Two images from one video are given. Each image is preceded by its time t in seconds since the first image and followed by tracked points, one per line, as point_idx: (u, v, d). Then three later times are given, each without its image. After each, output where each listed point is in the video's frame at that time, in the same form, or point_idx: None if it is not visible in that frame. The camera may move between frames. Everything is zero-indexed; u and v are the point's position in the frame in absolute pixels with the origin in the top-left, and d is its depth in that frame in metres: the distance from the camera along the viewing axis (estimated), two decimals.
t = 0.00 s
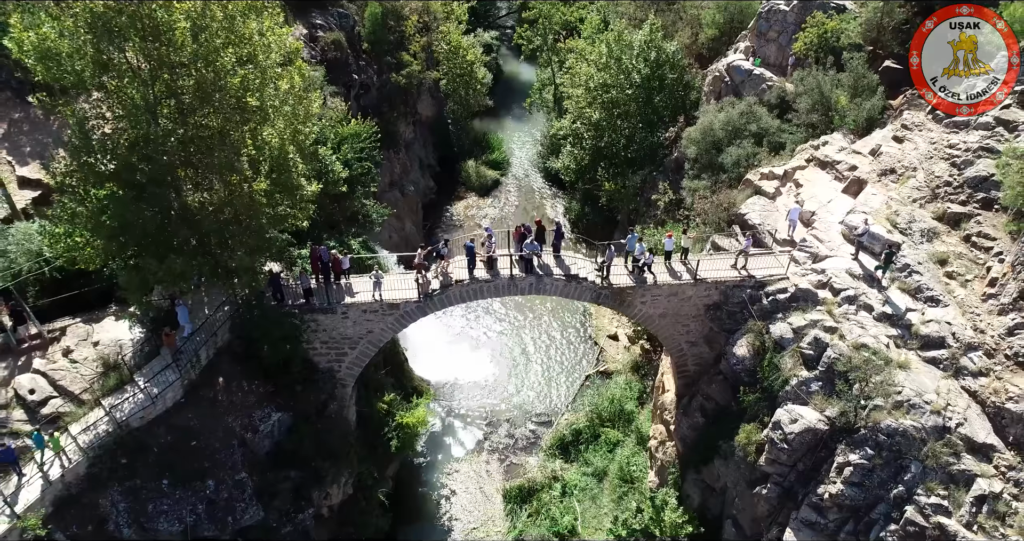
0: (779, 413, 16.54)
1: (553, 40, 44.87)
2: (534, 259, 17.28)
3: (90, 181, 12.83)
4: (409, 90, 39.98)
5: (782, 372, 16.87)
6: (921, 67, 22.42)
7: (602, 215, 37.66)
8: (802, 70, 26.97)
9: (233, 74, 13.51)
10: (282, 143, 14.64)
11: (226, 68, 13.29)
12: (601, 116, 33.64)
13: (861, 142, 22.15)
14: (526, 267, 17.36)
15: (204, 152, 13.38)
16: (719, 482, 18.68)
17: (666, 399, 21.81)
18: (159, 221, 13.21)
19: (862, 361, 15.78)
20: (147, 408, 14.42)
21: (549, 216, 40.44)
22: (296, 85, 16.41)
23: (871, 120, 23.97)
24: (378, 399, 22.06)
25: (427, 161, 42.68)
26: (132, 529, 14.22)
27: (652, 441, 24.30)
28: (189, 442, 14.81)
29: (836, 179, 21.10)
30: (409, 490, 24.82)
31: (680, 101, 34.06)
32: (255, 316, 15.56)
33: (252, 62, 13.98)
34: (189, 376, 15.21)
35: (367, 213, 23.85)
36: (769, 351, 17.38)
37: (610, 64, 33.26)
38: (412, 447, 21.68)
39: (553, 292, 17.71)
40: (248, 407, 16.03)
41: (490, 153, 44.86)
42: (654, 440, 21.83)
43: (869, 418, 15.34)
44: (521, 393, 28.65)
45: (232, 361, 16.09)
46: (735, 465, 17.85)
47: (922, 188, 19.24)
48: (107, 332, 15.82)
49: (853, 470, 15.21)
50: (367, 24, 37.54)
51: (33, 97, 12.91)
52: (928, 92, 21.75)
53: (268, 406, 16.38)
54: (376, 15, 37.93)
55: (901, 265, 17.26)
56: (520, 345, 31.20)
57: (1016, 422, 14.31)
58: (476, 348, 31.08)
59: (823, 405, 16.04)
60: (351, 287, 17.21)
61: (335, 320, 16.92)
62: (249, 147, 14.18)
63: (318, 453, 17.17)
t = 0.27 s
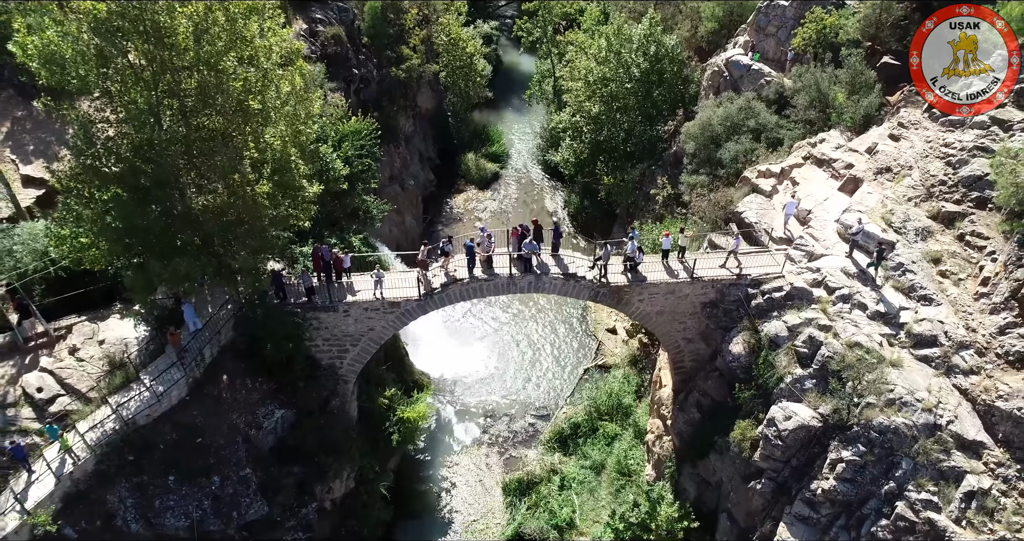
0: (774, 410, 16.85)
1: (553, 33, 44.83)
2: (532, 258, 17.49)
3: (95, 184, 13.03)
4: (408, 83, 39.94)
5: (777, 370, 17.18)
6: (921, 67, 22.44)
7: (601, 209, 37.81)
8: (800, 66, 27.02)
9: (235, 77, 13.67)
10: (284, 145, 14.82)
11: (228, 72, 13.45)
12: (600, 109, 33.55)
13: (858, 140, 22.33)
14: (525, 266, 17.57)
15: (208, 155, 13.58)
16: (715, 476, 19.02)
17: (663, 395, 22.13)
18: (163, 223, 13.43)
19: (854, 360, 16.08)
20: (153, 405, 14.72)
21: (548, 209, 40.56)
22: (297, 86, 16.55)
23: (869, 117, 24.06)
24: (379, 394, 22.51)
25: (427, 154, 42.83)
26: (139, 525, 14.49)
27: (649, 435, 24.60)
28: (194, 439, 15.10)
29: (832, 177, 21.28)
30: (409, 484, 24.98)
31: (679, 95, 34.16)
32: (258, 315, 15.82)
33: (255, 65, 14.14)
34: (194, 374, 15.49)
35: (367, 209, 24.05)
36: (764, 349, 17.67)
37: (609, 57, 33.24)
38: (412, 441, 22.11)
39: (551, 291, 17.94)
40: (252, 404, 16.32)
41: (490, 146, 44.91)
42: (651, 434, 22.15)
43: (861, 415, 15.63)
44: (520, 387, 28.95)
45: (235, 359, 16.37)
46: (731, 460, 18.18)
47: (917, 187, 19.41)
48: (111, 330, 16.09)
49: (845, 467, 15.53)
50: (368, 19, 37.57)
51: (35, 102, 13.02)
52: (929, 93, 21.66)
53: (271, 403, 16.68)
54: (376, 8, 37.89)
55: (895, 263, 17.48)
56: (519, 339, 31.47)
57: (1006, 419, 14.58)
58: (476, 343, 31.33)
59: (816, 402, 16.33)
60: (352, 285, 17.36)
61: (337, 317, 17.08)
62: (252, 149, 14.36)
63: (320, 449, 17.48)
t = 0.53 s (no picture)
0: (768, 407, 17.13)
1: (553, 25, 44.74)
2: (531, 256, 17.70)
3: (101, 187, 13.27)
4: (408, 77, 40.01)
5: (772, 367, 17.45)
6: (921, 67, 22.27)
7: (600, 202, 37.97)
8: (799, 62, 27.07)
9: (237, 81, 13.86)
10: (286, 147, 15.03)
11: (230, 76, 13.64)
12: (600, 103, 33.73)
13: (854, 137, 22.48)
14: (523, 265, 17.81)
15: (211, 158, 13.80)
16: (710, 471, 19.36)
17: (660, 390, 22.47)
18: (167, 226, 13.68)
19: (847, 358, 16.37)
20: (159, 403, 15.00)
21: (548, 202, 40.68)
22: (298, 87, 16.71)
23: (866, 114, 24.16)
24: (381, 389, 22.83)
25: (427, 146, 42.93)
26: (147, 520, 14.95)
27: (646, 428, 25.02)
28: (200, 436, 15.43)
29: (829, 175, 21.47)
30: (410, 476, 25.15)
31: (678, 89, 34.17)
32: (261, 314, 16.08)
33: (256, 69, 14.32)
34: (199, 373, 15.79)
35: (368, 205, 24.22)
36: (759, 347, 17.92)
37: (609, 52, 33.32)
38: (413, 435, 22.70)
39: (550, 289, 18.19)
40: (255, 402, 16.63)
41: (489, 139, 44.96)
42: (648, 428, 22.49)
43: (854, 413, 15.92)
44: (519, 380, 29.26)
45: (239, 357, 16.65)
46: (726, 455, 18.52)
47: (912, 185, 19.59)
48: (116, 328, 16.34)
49: (837, 463, 15.84)
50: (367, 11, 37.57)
51: (39, 106, 13.20)
52: (929, 92, 21.55)
53: (274, 400, 16.99)
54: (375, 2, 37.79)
55: (889, 262, 17.76)
56: (519, 333, 31.73)
57: (995, 417, 14.87)
58: (475, 336, 31.58)
59: (810, 399, 16.63)
60: (353, 283, 17.55)
61: (338, 315, 17.27)
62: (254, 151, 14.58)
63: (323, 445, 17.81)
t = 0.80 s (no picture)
0: (763, 404, 17.43)
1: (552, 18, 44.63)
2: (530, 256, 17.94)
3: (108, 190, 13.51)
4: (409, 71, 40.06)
5: (767, 365, 17.75)
6: (922, 67, 22.13)
7: (599, 196, 38.13)
8: (797, 58, 27.12)
9: (241, 85, 14.07)
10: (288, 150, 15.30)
11: (233, 80, 13.84)
12: (599, 96, 33.81)
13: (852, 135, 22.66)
14: (523, 264, 18.08)
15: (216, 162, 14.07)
16: (706, 465, 19.71)
17: (657, 385, 22.80)
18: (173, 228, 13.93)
19: (839, 357, 16.68)
20: (165, 400, 15.29)
21: (547, 196, 40.82)
22: (301, 88, 16.90)
23: (863, 111, 24.26)
24: (382, 384, 23.18)
25: (427, 139, 43.01)
26: (155, 515, 15.25)
27: (643, 423, 25.22)
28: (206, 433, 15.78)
29: (825, 174, 21.63)
30: (412, 468, 25.44)
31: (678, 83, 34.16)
32: (265, 313, 16.41)
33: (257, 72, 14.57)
34: (204, 371, 16.11)
35: (369, 202, 24.40)
36: (755, 344, 18.23)
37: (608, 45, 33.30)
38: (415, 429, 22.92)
39: (549, 287, 18.48)
40: (259, 399, 16.95)
41: (489, 132, 45.03)
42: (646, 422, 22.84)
43: (847, 410, 16.22)
44: (519, 374, 29.57)
45: (243, 355, 16.95)
46: (721, 450, 18.87)
47: (907, 184, 19.76)
48: (122, 326, 16.60)
49: (830, 459, 16.16)
50: (367, 6, 37.20)
51: (45, 108, 13.41)
52: (928, 92, 21.48)
53: (278, 397, 17.31)
54: None
55: (884, 261, 17.99)
56: (518, 327, 31.99)
57: (985, 414, 15.16)
58: (475, 330, 31.84)
59: (804, 396, 16.93)
60: (355, 282, 17.76)
61: (340, 313, 17.52)
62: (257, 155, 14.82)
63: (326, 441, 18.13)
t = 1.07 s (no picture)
0: (758, 400, 17.80)
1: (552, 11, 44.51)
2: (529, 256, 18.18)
3: (113, 195, 13.70)
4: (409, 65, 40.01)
5: (762, 362, 18.08)
6: (922, 67, 22.15)
7: (599, 190, 38.29)
8: (796, 54, 27.20)
9: (244, 90, 14.26)
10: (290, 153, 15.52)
11: (236, 85, 14.04)
12: (598, 91, 33.87)
13: (848, 133, 22.90)
14: (522, 263, 18.33)
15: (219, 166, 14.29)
16: (701, 460, 20.11)
17: (654, 380, 23.13)
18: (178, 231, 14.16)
19: (833, 354, 17.01)
20: (171, 398, 15.60)
21: (547, 189, 40.97)
22: (303, 90, 17.07)
23: (861, 108, 24.12)
24: (384, 379, 23.51)
25: (427, 132, 43.05)
26: (163, 510, 15.57)
27: (641, 417, 25.54)
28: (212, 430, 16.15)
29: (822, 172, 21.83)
30: (414, 462, 25.82)
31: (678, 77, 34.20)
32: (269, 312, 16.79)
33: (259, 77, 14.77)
34: (209, 369, 16.42)
35: (370, 199, 24.61)
36: (750, 342, 18.55)
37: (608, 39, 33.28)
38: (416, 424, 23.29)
39: (548, 286, 18.75)
40: (264, 396, 17.29)
41: (489, 125, 45.10)
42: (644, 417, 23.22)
43: (840, 407, 16.55)
44: (518, 367, 29.90)
45: (247, 353, 17.27)
46: (717, 445, 19.23)
47: (903, 183, 19.95)
48: (128, 325, 16.98)
49: (823, 455, 16.52)
50: (367, 1, 36.76)
51: (51, 113, 13.58)
52: (929, 91, 21.39)
53: (282, 394, 17.65)
54: None
55: (878, 260, 18.24)
56: (517, 321, 32.28)
57: (975, 412, 15.42)
58: (475, 324, 32.11)
59: (798, 394, 17.26)
60: (357, 280, 18.01)
61: (343, 311, 17.80)
62: (259, 159, 15.04)
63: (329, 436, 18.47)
